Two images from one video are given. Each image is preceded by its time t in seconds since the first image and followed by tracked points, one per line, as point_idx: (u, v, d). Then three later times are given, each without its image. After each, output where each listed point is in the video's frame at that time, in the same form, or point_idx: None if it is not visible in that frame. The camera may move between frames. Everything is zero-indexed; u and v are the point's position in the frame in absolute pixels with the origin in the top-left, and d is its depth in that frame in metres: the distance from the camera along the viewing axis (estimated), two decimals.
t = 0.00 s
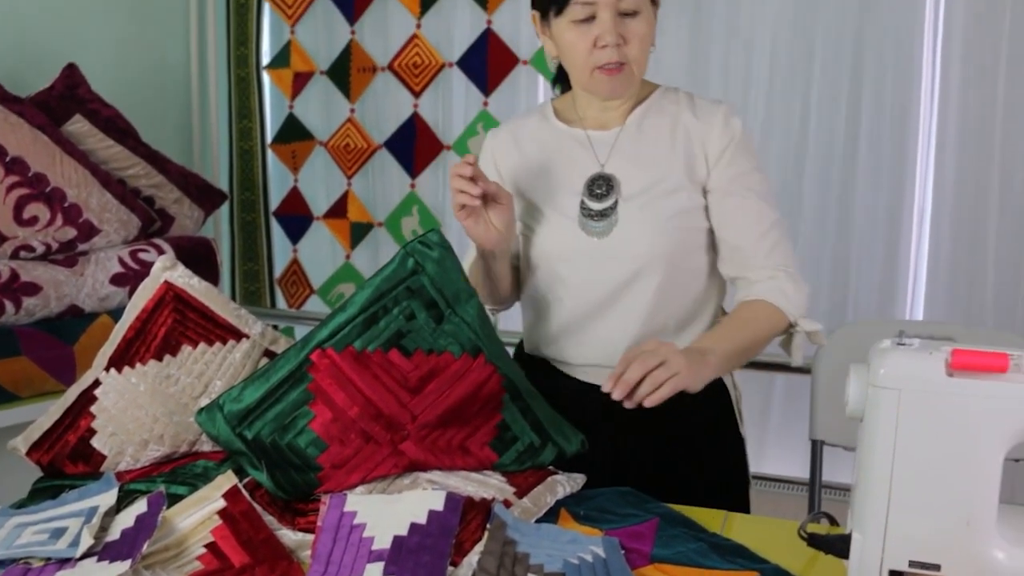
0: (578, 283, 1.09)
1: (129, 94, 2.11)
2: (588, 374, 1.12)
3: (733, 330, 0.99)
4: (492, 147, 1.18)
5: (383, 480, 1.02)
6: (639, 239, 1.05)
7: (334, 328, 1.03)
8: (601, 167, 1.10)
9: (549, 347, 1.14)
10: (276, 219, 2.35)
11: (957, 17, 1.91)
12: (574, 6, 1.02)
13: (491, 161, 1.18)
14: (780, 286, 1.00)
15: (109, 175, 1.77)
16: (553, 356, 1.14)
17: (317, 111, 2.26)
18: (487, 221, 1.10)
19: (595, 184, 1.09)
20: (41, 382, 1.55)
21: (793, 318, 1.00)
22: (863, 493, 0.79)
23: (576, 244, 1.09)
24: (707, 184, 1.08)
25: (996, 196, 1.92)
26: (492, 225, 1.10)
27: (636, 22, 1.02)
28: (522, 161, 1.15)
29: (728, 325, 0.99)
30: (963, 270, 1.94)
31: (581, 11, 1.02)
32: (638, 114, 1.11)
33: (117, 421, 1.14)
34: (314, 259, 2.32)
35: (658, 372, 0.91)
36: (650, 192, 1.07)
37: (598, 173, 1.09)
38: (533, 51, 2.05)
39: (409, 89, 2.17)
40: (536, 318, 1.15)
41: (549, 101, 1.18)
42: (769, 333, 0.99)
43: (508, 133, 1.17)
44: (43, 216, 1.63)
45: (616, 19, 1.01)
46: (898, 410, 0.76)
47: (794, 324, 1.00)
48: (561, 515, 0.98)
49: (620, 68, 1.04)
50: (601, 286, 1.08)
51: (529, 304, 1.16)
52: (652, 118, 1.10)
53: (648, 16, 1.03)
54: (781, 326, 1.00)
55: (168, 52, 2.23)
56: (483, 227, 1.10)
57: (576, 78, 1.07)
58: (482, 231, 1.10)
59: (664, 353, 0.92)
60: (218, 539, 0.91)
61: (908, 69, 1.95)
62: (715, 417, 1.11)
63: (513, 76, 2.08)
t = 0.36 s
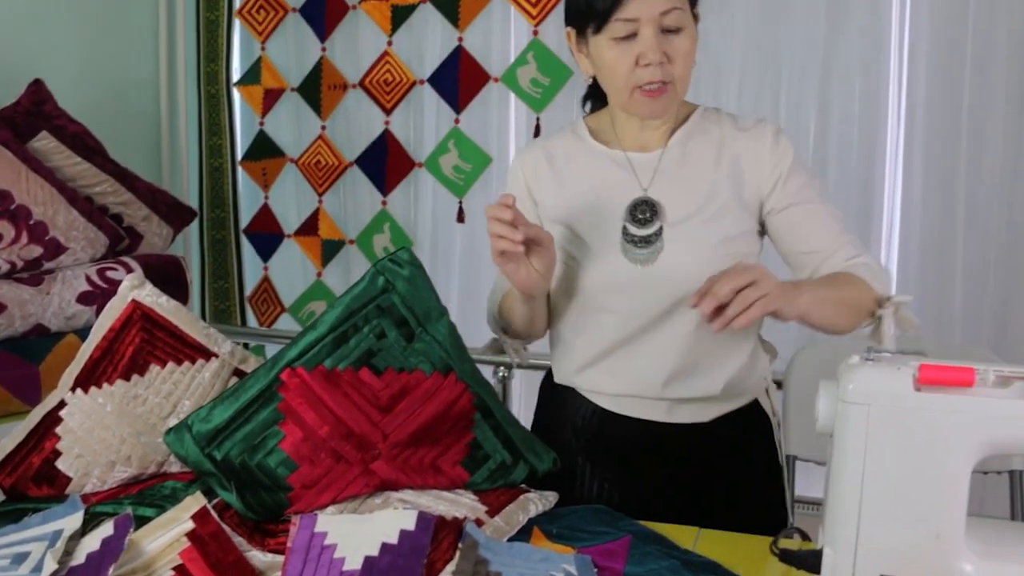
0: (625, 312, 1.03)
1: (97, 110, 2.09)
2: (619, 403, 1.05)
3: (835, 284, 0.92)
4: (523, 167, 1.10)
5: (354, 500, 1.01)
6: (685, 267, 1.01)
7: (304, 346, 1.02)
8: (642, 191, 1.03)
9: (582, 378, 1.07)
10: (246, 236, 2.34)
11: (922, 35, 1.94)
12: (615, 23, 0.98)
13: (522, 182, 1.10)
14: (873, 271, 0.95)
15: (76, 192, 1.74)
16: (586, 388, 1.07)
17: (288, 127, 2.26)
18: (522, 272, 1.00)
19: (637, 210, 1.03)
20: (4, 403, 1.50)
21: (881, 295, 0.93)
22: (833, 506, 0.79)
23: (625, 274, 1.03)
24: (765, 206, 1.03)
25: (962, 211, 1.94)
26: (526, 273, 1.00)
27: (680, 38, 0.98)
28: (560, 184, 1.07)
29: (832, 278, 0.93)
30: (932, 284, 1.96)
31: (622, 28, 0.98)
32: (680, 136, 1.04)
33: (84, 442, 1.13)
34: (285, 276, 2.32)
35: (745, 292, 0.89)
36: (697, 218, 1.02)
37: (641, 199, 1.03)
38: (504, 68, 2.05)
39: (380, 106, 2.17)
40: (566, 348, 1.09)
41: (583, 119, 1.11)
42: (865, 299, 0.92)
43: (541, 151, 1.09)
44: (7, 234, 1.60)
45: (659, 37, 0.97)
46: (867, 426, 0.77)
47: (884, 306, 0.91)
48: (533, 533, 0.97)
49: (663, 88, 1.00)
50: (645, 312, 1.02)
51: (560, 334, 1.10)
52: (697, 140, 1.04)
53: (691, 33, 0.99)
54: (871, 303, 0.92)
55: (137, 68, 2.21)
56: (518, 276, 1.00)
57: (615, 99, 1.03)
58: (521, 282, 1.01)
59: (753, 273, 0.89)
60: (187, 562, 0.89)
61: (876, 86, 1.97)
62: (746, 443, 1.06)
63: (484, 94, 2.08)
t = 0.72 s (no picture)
0: (647, 333, 1.02)
1: (68, 124, 2.07)
2: (635, 424, 1.04)
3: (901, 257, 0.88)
4: (539, 182, 1.08)
5: (327, 516, 1.01)
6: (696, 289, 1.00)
7: (276, 362, 1.02)
8: (664, 211, 1.01)
9: (599, 399, 1.06)
10: (219, 252, 2.33)
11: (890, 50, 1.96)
12: (630, 39, 0.96)
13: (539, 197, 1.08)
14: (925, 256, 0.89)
15: (45, 207, 1.72)
16: (603, 409, 1.05)
17: (261, 142, 2.25)
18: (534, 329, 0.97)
19: (657, 230, 1.01)
20: None
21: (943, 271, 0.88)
22: (805, 517, 0.80)
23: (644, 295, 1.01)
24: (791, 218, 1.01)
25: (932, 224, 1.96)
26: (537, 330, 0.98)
27: (698, 54, 0.96)
28: (578, 202, 1.05)
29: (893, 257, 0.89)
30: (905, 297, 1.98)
31: (637, 44, 0.96)
32: (701, 152, 1.03)
33: (51, 461, 1.13)
34: (258, 292, 2.32)
35: (872, 290, 0.81)
36: (715, 241, 1.00)
37: (662, 218, 1.01)
38: (477, 84, 2.06)
39: (354, 121, 2.16)
40: (583, 368, 1.07)
41: (598, 130, 1.10)
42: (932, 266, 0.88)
43: (556, 166, 1.08)
44: None
45: (677, 53, 0.96)
46: (838, 438, 0.77)
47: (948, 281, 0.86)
48: (507, 548, 0.97)
49: (680, 104, 0.97)
50: (667, 330, 1.01)
51: (576, 354, 1.08)
52: (718, 156, 1.03)
53: (711, 48, 0.97)
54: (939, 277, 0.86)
55: (108, 82, 2.19)
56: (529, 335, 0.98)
57: (630, 116, 1.01)
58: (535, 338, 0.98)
59: (871, 266, 0.82)
60: None
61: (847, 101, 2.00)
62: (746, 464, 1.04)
63: (458, 109, 2.08)
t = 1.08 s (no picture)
0: (634, 343, 1.00)
1: (41, 127, 2.05)
2: (624, 431, 1.04)
3: (915, 262, 0.81)
4: (531, 177, 1.06)
5: (305, 519, 1.01)
6: (684, 294, 0.97)
7: (252, 365, 1.02)
8: (655, 217, 1.00)
9: (591, 403, 1.06)
10: (196, 254, 2.32)
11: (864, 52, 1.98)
12: (630, 38, 0.93)
13: (531, 192, 1.06)
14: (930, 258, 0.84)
15: (18, 210, 1.70)
16: (592, 413, 1.05)
17: (238, 145, 2.24)
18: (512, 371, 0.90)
19: (647, 237, 0.99)
20: None
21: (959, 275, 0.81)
22: (781, 517, 0.80)
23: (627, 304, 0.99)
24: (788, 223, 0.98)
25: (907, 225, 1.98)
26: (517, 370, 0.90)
27: (700, 54, 0.93)
28: (568, 203, 1.03)
29: (906, 269, 0.81)
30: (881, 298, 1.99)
31: (637, 44, 0.93)
32: (696, 156, 1.01)
33: (24, 466, 1.13)
34: (235, 295, 2.30)
35: (943, 345, 0.75)
36: (711, 249, 0.98)
37: (653, 225, 1.00)
38: (455, 86, 2.06)
39: (331, 123, 2.16)
40: (570, 371, 1.06)
41: (590, 126, 1.08)
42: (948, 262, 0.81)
43: (548, 161, 1.06)
44: None
45: (678, 53, 0.92)
46: (812, 439, 0.78)
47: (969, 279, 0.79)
48: (485, 550, 0.97)
49: (681, 107, 0.94)
50: (654, 339, 0.99)
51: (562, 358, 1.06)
52: (715, 158, 1.01)
53: (712, 48, 0.94)
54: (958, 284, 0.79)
55: (82, 84, 2.18)
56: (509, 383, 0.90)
57: (629, 116, 0.97)
58: (516, 385, 0.89)
59: (934, 317, 0.75)
60: None
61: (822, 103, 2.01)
62: (728, 464, 1.04)
63: (435, 112, 2.08)
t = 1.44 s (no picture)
0: (620, 355, 0.94)
1: (12, 124, 2.03)
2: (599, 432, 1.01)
3: (921, 298, 0.66)
4: (491, 181, 0.98)
5: (280, 519, 1.00)
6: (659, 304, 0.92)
7: (227, 364, 1.03)
8: (624, 222, 0.94)
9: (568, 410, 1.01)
10: (170, 253, 2.30)
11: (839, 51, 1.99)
12: (594, 37, 0.86)
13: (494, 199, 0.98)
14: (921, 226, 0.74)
15: None
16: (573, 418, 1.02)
17: (213, 142, 2.22)
18: (583, 489, 0.74)
19: (618, 243, 0.93)
20: None
21: (938, 237, 0.71)
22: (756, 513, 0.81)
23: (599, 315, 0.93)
24: (756, 200, 0.91)
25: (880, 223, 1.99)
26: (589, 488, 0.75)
27: (666, 55, 0.87)
28: (531, 211, 0.96)
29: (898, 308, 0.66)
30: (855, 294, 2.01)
31: (603, 44, 0.86)
32: (659, 158, 0.95)
33: None
34: (210, 293, 2.29)
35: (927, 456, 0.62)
36: (681, 251, 0.92)
37: (622, 230, 0.94)
38: (431, 84, 2.06)
39: (307, 121, 2.15)
40: (551, 380, 1.00)
41: (546, 129, 1.03)
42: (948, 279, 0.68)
43: (511, 165, 0.98)
44: None
45: (644, 54, 0.86)
46: (785, 435, 0.78)
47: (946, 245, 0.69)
48: (461, 548, 0.97)
49: (645, 109, 0.88)
50: (637, 347, 0.94)
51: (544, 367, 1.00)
52: (680, 158, 0.95)
53: (677, 49, 0.88)
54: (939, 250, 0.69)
55: (55, 81, 2.15)
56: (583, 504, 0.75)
57: (590, 117, 0.92)
58: (590, 508, 0.74)
59: (917, 434, 0.62)
60: None
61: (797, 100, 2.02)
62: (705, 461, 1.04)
63: (411, 109, 2.08)
